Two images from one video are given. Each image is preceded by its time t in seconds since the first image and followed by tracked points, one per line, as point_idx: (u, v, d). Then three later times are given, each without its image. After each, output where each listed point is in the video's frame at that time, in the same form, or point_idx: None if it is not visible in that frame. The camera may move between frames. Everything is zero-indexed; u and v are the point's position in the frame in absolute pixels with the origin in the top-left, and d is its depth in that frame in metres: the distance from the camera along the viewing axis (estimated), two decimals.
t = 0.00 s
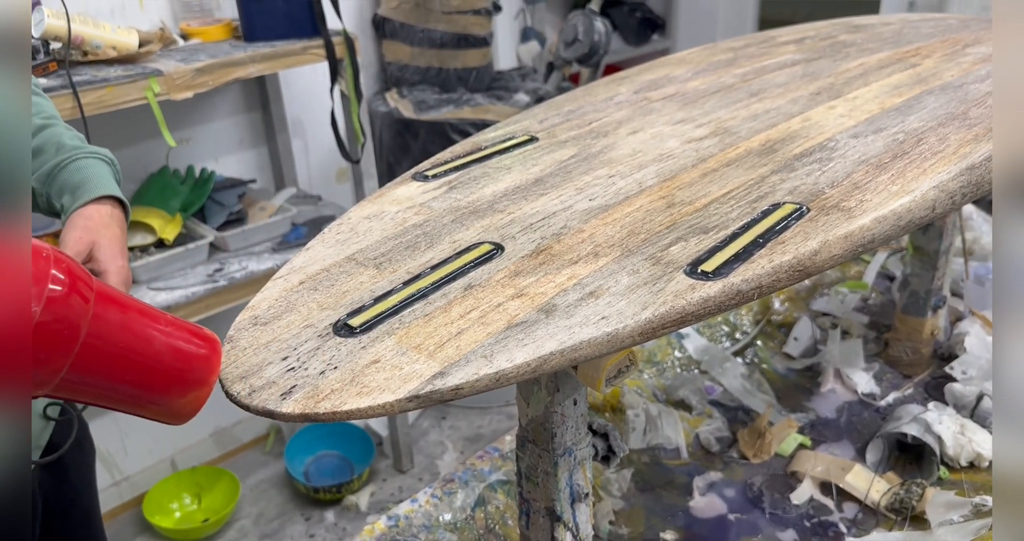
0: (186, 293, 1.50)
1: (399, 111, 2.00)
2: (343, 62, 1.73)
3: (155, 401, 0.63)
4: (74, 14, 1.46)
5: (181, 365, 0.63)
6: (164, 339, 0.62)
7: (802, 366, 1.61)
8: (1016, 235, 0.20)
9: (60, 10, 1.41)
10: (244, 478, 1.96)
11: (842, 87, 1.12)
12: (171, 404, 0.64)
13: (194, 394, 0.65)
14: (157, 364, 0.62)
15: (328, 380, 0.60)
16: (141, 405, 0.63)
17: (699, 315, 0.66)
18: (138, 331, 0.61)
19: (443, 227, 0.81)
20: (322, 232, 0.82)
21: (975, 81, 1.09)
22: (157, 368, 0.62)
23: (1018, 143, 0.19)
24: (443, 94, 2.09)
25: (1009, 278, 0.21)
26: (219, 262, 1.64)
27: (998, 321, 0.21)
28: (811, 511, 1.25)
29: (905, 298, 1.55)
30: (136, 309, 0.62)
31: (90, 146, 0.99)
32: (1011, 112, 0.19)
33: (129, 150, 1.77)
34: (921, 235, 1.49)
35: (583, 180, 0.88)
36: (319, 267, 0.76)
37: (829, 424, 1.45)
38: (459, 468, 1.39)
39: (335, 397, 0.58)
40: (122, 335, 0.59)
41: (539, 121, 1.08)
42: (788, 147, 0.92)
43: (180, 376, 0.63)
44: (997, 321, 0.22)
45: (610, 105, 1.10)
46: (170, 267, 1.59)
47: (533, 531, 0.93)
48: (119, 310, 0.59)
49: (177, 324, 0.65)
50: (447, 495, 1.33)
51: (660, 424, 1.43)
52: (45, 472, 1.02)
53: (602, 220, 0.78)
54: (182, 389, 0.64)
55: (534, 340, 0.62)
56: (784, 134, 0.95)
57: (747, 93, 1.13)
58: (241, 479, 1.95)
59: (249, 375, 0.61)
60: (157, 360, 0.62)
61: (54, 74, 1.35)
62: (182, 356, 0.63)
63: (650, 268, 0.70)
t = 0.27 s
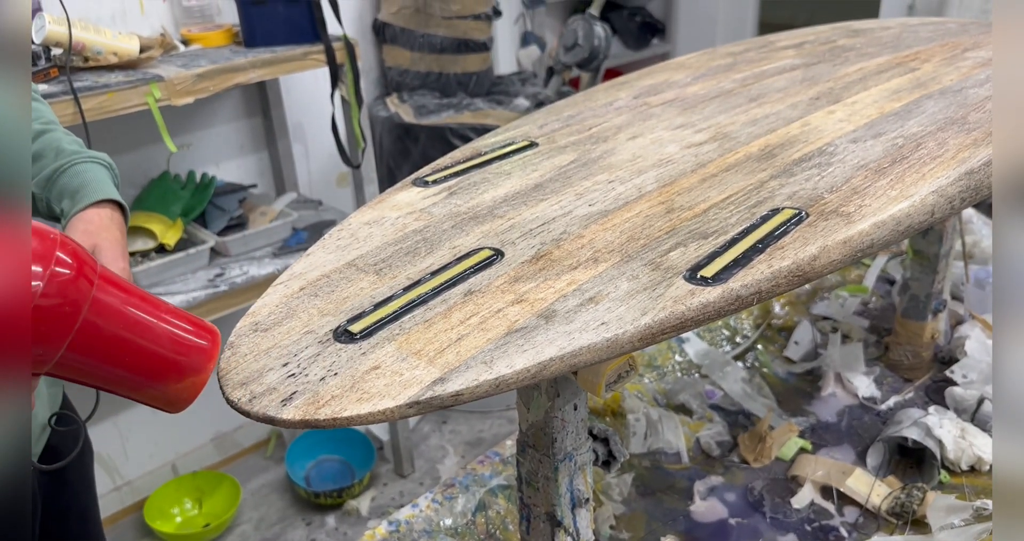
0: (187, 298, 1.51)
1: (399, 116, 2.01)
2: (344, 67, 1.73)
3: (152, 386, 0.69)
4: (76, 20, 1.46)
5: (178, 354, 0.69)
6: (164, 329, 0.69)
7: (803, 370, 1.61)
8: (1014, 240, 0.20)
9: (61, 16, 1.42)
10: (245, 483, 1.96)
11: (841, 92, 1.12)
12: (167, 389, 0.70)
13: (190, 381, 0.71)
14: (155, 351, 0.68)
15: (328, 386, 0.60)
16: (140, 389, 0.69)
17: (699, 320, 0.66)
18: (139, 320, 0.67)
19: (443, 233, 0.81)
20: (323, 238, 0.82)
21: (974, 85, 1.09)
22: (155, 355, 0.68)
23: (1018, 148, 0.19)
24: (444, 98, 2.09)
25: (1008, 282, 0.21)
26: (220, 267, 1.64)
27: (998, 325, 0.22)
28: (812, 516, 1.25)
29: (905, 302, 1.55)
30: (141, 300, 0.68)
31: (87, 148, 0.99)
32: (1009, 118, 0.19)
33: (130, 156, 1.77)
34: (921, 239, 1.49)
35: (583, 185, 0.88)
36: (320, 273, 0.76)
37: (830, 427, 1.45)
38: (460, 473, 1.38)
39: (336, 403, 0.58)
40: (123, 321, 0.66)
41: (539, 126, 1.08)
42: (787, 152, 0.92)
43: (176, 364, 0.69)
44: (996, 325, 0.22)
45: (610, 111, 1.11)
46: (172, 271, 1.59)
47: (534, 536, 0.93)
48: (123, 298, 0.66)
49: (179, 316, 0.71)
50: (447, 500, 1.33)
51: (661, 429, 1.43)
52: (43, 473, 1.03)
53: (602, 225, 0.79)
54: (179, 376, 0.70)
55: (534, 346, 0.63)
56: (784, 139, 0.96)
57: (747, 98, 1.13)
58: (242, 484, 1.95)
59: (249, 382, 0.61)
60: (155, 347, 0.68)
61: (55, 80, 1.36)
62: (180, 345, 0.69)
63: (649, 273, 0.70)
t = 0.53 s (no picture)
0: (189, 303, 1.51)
1: (400, 121, 2.01)
2: (345, 73, 1.73)
3: (149, 359, 0.69)
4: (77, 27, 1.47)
5: (174, 328, 0.70)
6: (161, 302, 0.70)
7: (804, 375, 1.61)
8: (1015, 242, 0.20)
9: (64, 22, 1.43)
10: (246, 488, 1.95)
11: (842, 97, 1.12)
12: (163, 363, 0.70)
13: (187, 357, 0.71)
14: (152, 323, 0.69)
15: (329, 392, 0.60)
16: (136, 362, 0.69)
17: (700, 325, 0.66)
18: (136, 292, 0.68)
19: (444, 239, 0.81)
20: (324, 244, 0.83)
21: (974, 90, 1.09)
22: (151, 330, 0.69)
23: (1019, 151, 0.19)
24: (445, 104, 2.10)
25: (1009, 285, 0.21)
26: (221, 273, 1.64)
27: (1000, 328, 0.22)
28: (814, 521, 1.25)
29: (907, 306, 1.55)
30: (139, 274, 0.70)
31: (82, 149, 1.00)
32: (1008, 122, 0.19)
33: (132, 161, 1.78)
34: (923, 243, 1.51)
35: (583, 191, 0.88)
36: (321, 279, 0.76)
37: (831, 432, 1.45)
38: (461, 479, 1.38)
39: (337, 409, 0.58)
40: (121, 293, 0.67)
41: (539, 132, 1.08)
42: (787, 157, 0.92)
43: (173, 339, 0.70)
44: (997, 328, 0.22)
45: (610, 116, 1.11)
46: (174, 277, 1.59)
47: None
48: (122, 270, 0.67)
49: (177, 295, 0.72)
50: (449, 506, 1.33)
51: (662, 434, 1.43)
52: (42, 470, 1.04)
53: (602, 231, 0.79)
54: (175, 349, 0.70)
55: (535, 351, 0.63)
56: (784, 144, 0.96)
57: (747, 103, 1.13)
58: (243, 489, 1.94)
59: (250, 388, 0.61)
60: (152, 320, 0.69)
61: (57, 86, 1.35)
62: (176, 320, 0.70)
63: (650, 278, 0.70)
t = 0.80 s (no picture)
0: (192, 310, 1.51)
1: (402, 128, 2.02)
2: (347, 80, 1.74)
3: (163, 340, 0.73)
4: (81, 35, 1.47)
5: (187, 311, 0.74)
6: (175, 286, 0.74)
7: (806, 381, 1.61)
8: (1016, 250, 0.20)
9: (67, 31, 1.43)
10: (248, 496, 1.95)
11: (842, 104, 1.13)
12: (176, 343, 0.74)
13: (198, 338, 0.74)
14: (165, 305, 0.73)
15: (332, 401, 0.60)
16: (152, 343, 0.73)
17: (701, 333, 0.66)
18: (153, 275, 0.73)
19: (446, 246, 0.81)
20: (326, 252, 0.83)
21: (975, 96, 1.10)
22: (165, 311, 0.73)
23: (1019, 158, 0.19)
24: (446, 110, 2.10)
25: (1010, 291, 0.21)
26: (224, 280, 1.65)
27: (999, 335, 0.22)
28: (816, 527, 1.25)
29: (909, 312, 1.54)
30: (159, 261, 0.74)
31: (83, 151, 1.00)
32: (1011, 129, 0.19)
33: (134, 169, 1.78)
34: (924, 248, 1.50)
35: (585, 198, 0.88)
36: (323, 287, 0.77)
37: (834, 438, 1.44)
38: (464, 485, 1.38)
39: (339, 418, 0.59)
40: (138, 275, 0.72)
41: (540, 139, 1.08)
42: (788, 164, 0.92)
43: (185, 320, 0.74)
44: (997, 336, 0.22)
45: (612, 123, 1.11)
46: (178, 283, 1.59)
47: None
48: (140, 255, 0.72)
49: (195, 282, 0.76)
50: (451, 513, 1.33)
51: (665, 440, 1.43)
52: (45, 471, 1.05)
53: (604, 238, 0.79)
54: (188, 329, 0.74)
55: (536, 360, 0.63)
56: (785, 152, 0.96)
57: (748, 110, 1.14)
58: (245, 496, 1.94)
59: (252, 397, 0.62)
60: (166, 302, 0.73)
61: (60, 94, 1.38)
62: (189, 303, 0.74)
63: (652, 286, 0.70)
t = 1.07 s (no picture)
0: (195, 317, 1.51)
1: (405, 135, 2.02)
2: (350, 88, 1.75)
3: (195, 295, 0.76)
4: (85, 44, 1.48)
5: (217, 267, 0.77)
6: (206, 247, 0.78)
7: (809, 387, 1.61)
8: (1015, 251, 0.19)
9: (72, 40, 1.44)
10: (251, 503, 1.95)
11: (843, 110, 1.13)
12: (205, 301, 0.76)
13: (228, 294, 0.77)
14: (196, 262, 0.76)
15: (335, 408, 0.61)
16: (185, 300, 0.76)
17: (703, 340, 0.66)
18: (186, 237, 0.77)
19: (448, 253, 0.82)
20: (329, 260, 0.83)
21: (976, 102, 1.10)
22: (196, 268, 0.76)
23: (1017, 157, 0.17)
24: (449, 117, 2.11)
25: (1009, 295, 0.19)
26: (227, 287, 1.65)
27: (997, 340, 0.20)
28: (820, 534, 1.25)
29: (912, 318, 1.54)
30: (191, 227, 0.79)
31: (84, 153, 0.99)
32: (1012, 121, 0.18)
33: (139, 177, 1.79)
34: (927, 255, 1.50)
35: (587, 205, 0.88)
36: (326, 294, 0.77)
37: (837, 445, 1.44)
38: (467, 493, 1.38)
39: (342, 425, 0.59)
40: (172, 236, 0.76)
41: (542, 147, 1.09)
42: (790, 171, 0.92)
43: (215, 277, 0.77)
44: (995, 341, 0.20)
45: (613, 130, 1.12)
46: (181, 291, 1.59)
47: None
48: (174, 220, 0.77)
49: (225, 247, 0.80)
50: (454, 520, 1.33)
51: (668, 447, 1.43)
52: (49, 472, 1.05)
53: (606, 245, 0.79)
54: (218, 286, 0.77)
55: (539, 367, 0.63)
56: (786, 159, 0.96)
57: (750, 117, 1.14)
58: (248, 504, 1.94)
59: (256, 404, 0.62)
60: (197, 260, 0.76)
61: (64, 103, 1.37)
62: (218, 261, 0.77)
63: (654, 293, 0.71)
